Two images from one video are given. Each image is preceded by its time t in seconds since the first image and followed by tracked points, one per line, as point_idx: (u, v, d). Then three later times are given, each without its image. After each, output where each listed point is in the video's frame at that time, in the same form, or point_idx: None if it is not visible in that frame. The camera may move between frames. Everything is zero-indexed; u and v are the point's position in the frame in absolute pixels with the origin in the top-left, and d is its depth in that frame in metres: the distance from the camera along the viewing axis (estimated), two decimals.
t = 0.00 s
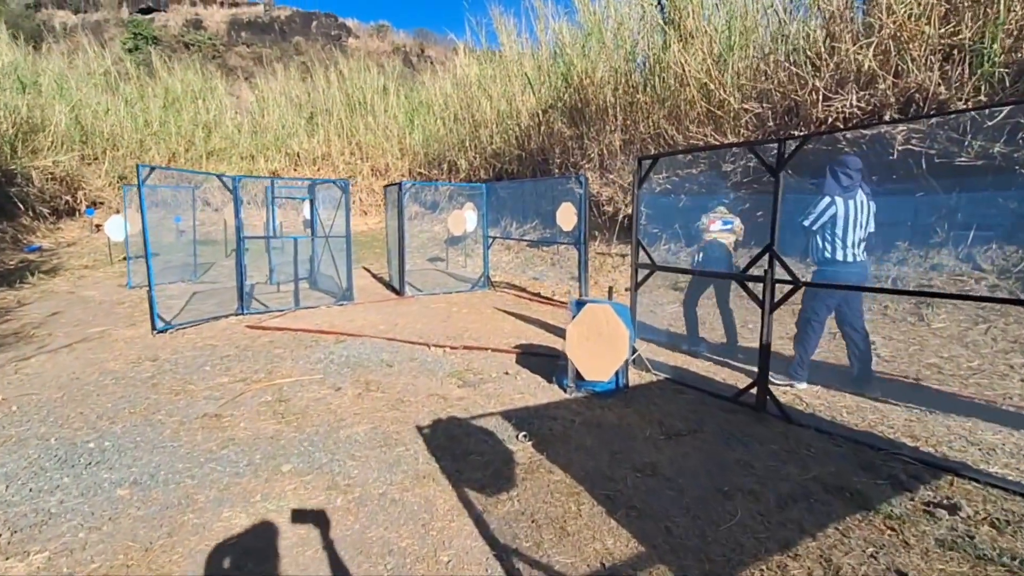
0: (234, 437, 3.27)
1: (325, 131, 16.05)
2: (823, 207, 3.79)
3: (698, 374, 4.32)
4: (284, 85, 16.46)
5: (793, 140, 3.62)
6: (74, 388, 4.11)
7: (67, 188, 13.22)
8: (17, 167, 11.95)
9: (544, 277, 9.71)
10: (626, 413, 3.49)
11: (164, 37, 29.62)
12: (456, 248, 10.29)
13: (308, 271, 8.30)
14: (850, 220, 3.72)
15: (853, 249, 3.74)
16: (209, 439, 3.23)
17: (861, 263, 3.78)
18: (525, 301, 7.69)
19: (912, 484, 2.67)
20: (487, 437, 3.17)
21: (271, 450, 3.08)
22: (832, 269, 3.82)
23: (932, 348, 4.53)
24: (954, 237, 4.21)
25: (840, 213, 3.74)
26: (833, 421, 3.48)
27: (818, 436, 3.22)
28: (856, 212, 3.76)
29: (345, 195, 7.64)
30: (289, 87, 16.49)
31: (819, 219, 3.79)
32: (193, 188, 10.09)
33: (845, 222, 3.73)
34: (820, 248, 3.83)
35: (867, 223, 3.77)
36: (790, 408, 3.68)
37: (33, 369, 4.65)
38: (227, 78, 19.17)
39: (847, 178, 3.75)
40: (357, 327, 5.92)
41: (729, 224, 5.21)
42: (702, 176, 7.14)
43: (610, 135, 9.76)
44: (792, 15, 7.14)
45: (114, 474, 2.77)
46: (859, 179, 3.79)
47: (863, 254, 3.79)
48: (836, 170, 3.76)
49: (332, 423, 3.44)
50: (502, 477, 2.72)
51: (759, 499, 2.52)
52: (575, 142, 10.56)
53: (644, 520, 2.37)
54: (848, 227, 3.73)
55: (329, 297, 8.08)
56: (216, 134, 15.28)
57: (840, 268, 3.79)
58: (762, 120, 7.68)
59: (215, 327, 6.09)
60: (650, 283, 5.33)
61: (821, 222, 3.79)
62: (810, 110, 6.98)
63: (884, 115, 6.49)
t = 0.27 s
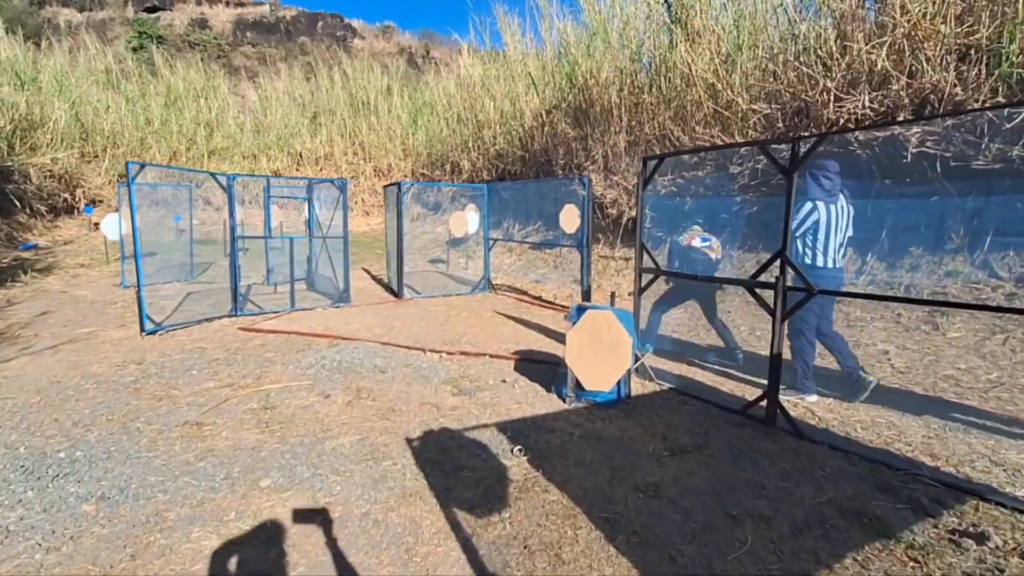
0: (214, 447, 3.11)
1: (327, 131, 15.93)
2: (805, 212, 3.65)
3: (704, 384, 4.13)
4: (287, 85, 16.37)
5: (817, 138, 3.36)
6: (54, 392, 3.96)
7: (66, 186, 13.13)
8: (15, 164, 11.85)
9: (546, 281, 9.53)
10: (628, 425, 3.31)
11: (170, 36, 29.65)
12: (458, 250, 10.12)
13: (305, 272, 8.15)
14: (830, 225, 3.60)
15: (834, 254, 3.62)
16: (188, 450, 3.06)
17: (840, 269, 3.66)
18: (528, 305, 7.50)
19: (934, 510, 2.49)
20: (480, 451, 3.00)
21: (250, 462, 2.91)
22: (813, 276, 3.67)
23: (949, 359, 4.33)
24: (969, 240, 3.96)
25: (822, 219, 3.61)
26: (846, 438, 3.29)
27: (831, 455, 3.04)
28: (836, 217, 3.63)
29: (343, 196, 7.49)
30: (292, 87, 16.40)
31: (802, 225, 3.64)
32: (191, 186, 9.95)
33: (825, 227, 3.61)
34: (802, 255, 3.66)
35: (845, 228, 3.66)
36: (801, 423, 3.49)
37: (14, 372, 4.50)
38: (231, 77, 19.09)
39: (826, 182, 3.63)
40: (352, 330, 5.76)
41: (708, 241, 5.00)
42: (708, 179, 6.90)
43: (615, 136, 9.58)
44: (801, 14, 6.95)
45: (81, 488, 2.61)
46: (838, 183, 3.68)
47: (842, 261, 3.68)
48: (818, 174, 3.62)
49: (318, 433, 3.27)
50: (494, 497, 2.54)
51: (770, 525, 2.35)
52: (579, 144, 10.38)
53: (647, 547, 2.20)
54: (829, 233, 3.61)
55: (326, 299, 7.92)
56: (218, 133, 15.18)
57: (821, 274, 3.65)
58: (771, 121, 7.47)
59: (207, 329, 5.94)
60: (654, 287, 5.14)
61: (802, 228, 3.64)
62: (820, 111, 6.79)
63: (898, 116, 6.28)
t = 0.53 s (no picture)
0: (220, 457, 3.01)
1: (350, 132, 16.01)
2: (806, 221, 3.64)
3: (733, 399, 3.90)
4: (312, 88, 16.52)
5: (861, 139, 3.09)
6: (68, 395, 3.94)
7: (95, 186, 13.45)
8: (47, 165, 12.13)
9: (567, 285, 9.34)
10: (652, 442, 3.11)
11: (201, 41, 30.35)
12: (478, 252, 9.99)
13: (324, 273, 8.12)
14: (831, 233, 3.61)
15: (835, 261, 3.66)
16: (194, 459, 2.97)
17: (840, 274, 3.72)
18: (548, 310, 7.32)
19: (995, 550, 2.26)
20: (495, 467, 2.84)
21: (257, 474, 2.80)
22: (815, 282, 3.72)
23: (998, 375, 4.01)
24: (1018, 248, 3.61)
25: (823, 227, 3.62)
26: (888, 462, 3.04)
27: (874, 483, 2.80)
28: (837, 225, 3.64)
29: (362, 198, 7.43)
30: (317, 89, 16.55)
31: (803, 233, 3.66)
32: (214, 188, 10.01)
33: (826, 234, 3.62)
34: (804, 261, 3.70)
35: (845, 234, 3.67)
36: (840, 444, 3.24)
37: (32, 373, 4.52)
38: (257, 80, 19.34)
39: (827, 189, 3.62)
40: (369, 334, 5.67)
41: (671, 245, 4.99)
42: (735, 182, 6.63)
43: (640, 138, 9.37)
44: (835, 9, 6.64)
45: (83, 499, 2.54)
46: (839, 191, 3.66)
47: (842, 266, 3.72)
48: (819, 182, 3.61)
49: (328, 444, 3.15)
50: (508, 520, 2.39)
51: (811, 561, 2.15)
52: (602, 145, 10.17)
53: None
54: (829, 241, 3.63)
55: (344, 302, 7.86)
56: (244, 135, 15.38)
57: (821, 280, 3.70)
58: (804, 121, 7.18)
59: (224, 331, 5.92)
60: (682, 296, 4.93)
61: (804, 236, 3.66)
62: (857, 111, 6.48)
63: (940, 116, 5.94)
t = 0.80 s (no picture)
0: (245, 458, 2.95)
1: (386, 132, 16.14)
2: (824, 226, 3.68)
3: (782, 412, 3.65)
4: (349, 89, 16.73)
5: (937, 131, 2.75)
6: (104, 391, 3.98)
7: (143, 185, 13.98)
8: (99, 165, 12.60)
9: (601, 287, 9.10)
10: (694, 458, 2.90)
11: (245, 45, 31.27)
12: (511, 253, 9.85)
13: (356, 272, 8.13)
14: (848, 239, 3.66)
15: (852, 268, 3.70)
16: (220, 459, 2.92)
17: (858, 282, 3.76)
18: (582, 312, 7.11)
19: None
20: (526, 479, 2.68)
21: (281, 478, 2.72)
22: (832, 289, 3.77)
23: None
24: None
25: (840, 232, 3.66)
26: (962, 489, 2.74)
27: (946, 512, 2.53)
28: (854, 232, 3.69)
29: (394, 197, 7.28)
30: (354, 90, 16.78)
31: (820, 239, 3.71)
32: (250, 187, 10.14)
33: (843, 240, 3.67)
34: (822, 268, 3.75)
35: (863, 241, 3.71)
36: (905, 467, 2.96)
37: (72, 367, 4.60)
38: (296, 82, 19.74)
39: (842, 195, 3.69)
40: (399, 335, 5.59)
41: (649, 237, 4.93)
42: (783, 182, 6.27)
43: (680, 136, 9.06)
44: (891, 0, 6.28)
45: (108, 499, 2.50)
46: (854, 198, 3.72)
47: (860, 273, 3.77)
48: (835, 189, 3.68)
49: (353, 447, 3.06)
50: (539, 539, 2.23)
51: None
52: (639, 144, 9.88)
53: None
54: (847, 247, 3.68)
55: (375, 301, 7.83)
56: (283, 136, 15.70)
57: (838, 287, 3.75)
58: (857, 118, 6.82)
59: (258, 328, 5.96)
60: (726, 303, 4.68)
61: (821, 242, 3.71)
62: (916, 107, 6.09)
63: (1010, 111, 5.49)
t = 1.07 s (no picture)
0: (259, 467, 2.80)
1: (410, 133, 16.09)
2: (833, 219, 3.65)
3: (834, 430, 3.37)
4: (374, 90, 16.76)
5: None
6: (123, 391, 3.89)
7: (173, 185, 14.22)
8: (131, 165, 12.84)
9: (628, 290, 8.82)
10: (743, 481, 2.64)
11: (274, 48, 31.74)
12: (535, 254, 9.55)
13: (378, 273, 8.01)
14: (858, 232, 3.61)
15: (860, 263, 3.63)
16: (232, 468, 2.77)
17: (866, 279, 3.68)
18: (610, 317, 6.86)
19: None
20: (557, 501, 2.46)
21: (294, 492, 2.57)
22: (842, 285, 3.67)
23: None
24: None
25: (850, 225, 3.61)
26: None
27: None
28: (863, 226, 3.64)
29: (418, 195, 7.23)
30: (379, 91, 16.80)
31: (828, 232, 3.66)
32: (274, 186, 10.11)
33: (852, 234, 3.62)
34: (829, 262, 3.67)
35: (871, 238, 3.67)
36: (979, 495, 2.65)
37: (93, 366, 4.54)
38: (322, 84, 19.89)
39: (852, 188, 3.66)
40: (421, 337, 5.42)
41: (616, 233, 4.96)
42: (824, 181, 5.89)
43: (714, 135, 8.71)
44: None
45: (115, 510, 2.36)
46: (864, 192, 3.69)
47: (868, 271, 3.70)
48: (844, 181, 3.65)
49: (372, 459, 2.88)
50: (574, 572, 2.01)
51: None
52: (670, 143, 9.54)
53: None
54: (856, 241, 3.61)
55: (398, 302, 7.69)
56: (309, 137, 15.79)
57: (847, 284, 3.65)
58: (908, 112, 6.75)
59: (280, 328, 5.86)
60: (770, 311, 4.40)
61: (830, 235, 3.65)
62: (976, 100, 6.02)
63: None
